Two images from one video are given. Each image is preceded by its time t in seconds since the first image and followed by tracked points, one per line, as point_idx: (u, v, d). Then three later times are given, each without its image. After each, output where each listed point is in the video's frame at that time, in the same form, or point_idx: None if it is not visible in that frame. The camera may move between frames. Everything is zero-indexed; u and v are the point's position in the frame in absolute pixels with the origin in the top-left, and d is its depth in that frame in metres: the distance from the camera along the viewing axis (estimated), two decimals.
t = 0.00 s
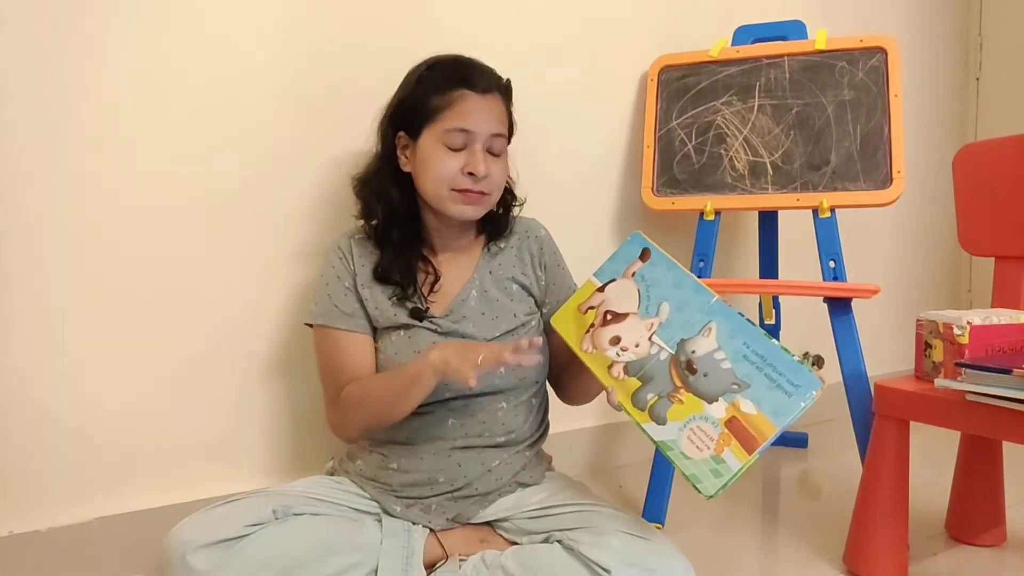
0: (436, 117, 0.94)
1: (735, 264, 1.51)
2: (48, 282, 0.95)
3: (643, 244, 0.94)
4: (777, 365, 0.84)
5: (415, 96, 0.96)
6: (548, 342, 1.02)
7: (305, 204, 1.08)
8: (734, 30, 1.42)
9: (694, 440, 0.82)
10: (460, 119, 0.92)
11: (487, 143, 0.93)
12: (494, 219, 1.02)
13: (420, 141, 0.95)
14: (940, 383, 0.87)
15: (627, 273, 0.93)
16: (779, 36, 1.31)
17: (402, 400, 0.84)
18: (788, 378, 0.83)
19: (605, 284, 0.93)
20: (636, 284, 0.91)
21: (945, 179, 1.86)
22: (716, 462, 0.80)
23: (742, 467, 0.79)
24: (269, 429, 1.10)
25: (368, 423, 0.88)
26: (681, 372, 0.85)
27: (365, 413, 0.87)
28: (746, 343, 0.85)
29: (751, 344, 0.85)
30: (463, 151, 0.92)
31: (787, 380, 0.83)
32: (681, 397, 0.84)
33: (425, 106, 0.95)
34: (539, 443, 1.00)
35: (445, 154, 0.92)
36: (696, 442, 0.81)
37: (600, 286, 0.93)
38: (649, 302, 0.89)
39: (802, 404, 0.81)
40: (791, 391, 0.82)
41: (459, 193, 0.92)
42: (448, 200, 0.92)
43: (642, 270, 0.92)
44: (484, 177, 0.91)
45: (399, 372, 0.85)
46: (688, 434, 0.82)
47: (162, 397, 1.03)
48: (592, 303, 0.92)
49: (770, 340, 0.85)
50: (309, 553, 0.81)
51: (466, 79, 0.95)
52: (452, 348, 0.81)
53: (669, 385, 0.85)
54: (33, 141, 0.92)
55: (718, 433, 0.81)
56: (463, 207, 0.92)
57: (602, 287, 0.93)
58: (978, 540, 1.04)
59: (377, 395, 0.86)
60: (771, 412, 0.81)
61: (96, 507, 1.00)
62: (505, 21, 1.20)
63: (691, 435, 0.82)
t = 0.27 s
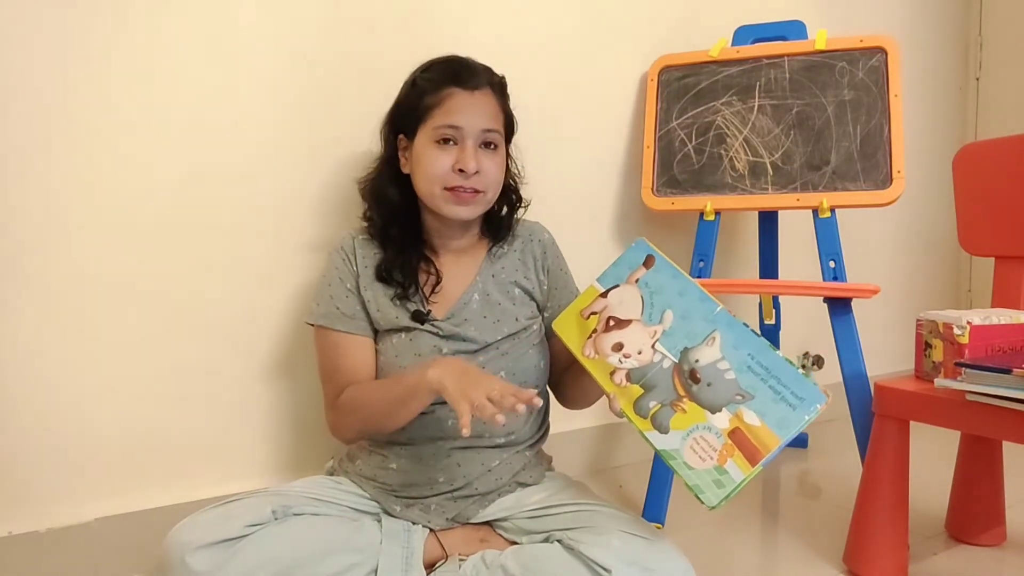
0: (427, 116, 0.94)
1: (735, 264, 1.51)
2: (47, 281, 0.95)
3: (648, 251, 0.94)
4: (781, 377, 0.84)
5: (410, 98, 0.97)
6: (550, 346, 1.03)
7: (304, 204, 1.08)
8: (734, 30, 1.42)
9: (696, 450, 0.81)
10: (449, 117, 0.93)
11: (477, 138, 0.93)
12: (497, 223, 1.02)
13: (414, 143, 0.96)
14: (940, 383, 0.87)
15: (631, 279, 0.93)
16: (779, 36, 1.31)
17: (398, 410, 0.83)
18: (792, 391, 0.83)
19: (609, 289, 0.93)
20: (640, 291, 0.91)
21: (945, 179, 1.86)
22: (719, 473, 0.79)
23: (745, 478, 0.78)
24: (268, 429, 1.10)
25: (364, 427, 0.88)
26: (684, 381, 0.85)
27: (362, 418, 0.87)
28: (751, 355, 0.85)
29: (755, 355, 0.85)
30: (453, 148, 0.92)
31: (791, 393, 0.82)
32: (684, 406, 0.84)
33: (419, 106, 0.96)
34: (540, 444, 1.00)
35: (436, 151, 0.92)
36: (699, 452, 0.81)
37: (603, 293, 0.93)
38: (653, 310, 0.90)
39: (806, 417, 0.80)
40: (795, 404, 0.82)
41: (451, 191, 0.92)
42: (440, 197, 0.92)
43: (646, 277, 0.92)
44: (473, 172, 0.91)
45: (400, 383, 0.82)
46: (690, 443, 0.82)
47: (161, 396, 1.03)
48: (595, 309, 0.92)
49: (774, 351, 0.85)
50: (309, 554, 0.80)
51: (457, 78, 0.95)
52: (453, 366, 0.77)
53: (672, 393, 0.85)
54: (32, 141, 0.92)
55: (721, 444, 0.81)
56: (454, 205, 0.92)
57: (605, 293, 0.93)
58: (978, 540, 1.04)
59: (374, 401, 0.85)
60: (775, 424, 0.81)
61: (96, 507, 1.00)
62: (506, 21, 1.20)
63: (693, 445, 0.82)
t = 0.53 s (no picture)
0: (422, 117, 0.95)
1: (735, 264, 1.51)
2: (47, 282, 0.95)
3: (645, 250, 0.94)
4: (784, 371, 0.83)
5: (407, 98, 0.97)
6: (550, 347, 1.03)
7: (305, 204, 1.09)
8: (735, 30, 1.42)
9: (700, 446, 0.82)
10: (443, 116, 0.93)
11: (471, 137, 0.92)
12: (497, 223, 1.02)
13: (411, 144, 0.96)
14: (940, 383, 0.87)
15: (629, 278, 0.93)
16: (779, 36, 1.31)
17: (397, 412, 0.83)
18: (795, 385, 0.83)
19: (608, 289, 0.93)
20: (639, 289, 0.91)
21: (945, 179, 1.86)
22: (724, 469, 0.80)
23: (750, 473, 0.79)
24: (269, 429, 1.10)
25: (363, 429, 0.88)
26: (686, 378, 0.85)
27: (361, 420, 0.88)
28: (752, 350, 0.85)
29: (757, 350, 0.85)
30: (447, 148, 0.92)
31: (794, 387, 0.82)
32: (686, 403, 0.84)
33: (415, 107, 0.96)
34: (540, 445, 1.00)
35: (429, 152, 0.92)
36: (703, 448, 0.82)
37: (603, 291, 0.92)
38: (653, 308, 0.90)
39: (810, 410, 0.81)
40: (798, 397, 0.82)
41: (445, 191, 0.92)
42: (436, 199, 0.92)
43: (645, 276, 0.92)
44: (466, 172, 0.90)
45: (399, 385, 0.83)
46: (694, 440, 0.82)
47: (162, 397, 1.03)
48: (595, 308, 0.92)
49: (775, 346, 0.85)
50: (309, 553, 0.80)
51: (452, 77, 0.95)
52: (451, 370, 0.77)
53: (674, 391, 0.85)
54: (33, 141, 0.92)
55: (724, 439, 0.82)
56: (449, 205, 0.92)
57: (604, 292, 0.92)
58: (978, 540, 1.04)
59: (372, 404, 0.86)
60: (779, 419, 0.81)
61: (96, 507, 1.00)
62: (506, 21, 1.20)
63: (697, 441, 0.82)
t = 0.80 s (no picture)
0: (419, 117, 0.95)
1: (735, 264, 1.51)
2: (47, 281, 0.95)
3: (647, 252, 0.95)
4: (783, 376, 0.84)
5: (405, 99, 0.97)
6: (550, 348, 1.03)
7: (305, 204, 1.08)
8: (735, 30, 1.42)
9: (698, 451, 0.81)
10: (440, 116, 0.93)
11: (469, 136, 0.92)
12: (498, 223, 1.02)
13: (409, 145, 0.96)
14: (940, 382, 0.87)
15: (631, 281, 0.93)
16: (779, 36, 1.31)
17: (398, 414, 0.83)
18: (794, 391, 0.83)
19: (608, 291, 0.93)
20: (640, 291, 0.92)
21: (945, 179, 1.87)
22: (722, 474, 0.79)
23: (749, 478, 0.78)
24: (269, 429, 1.10)
25: (363, 431, 0.88)
26: (686, 382, 0.85)
27: (363, 422, 0.87)
28: (752, 354, 0.85)
29: (756, 355, 0.85)
30: (446, 147, 0.92)
31: (793, 393, 0.82)
32: (685, 406, 0.84)
33: (412, 107, 0.96)
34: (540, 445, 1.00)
35: (427, 151, 0.92)
36: (701, 453, 0.81)
37: (603, 293, 0.93)
38: (653, 311, 0.90)
39: (809, 417, 0.80)
40: (797, 404, 0.82)
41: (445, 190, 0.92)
42: (435, 197, 0.92)
43: (646, 278, 0.92)
44: (465, 170, 0.90)
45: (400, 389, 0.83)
46: (692, 444, 0.82)
47: (161, 396, 1.03)
48: (595, 309, 0.92)
49: (775, 351, 0.85)
50: (309, 553, 0.80)
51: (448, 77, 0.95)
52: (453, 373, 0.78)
53: (673, 394, 0.85)
54: (33, 141, 0.92)
55: (723, 444, 0.81)
56: (450, 204, 0.92)
57: (605, 294, 0.93)
58: (978, 540, 1.04)
59: (373, 407, 0.86)
60: (778, 424, 0.81)
61: (96, 507, 1.00)
62: (506, 21, 1.20)
63: (695, 446, 0.82)
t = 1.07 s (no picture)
0: (419, 116, 0.95)
1: (735, 264, 1.51)
2: (47, 282, 0.95)
3: (651, 252, 0.95)
4: (787, 379, 0.84)
5: (404, 99, 0.97)
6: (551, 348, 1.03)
7: (305, 204, 1.09)
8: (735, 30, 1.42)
9: (701, 452, 0.81)
10: (439, 115, 0.93)
11: (469, 135, 0.92)
12: (497, 222, 1.03)
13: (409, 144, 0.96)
14: (940, 382, 0.87)
15: (634, 281, 0.93)
16: (779, 36, 1.31)
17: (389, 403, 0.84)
18: (798, 394, 0.83)
19: (612, 291, 0.93)
20: (643, 292, 0.92)
21: (945, 179, 1.87)
22: (724, 476, 0.79)
23: (751, 481, 0.78)
24: (269, 429, 1.10)
25: (359, 426, 0.89)
26: (689, 383, 0.85)
27: (358, 419, 0.88)
28: (756, 356, 0.85)
29: (760, 357, 0.85)
30: (446, 146, 0.92)
31: (796, 396, 0.83)
32: (688, 407, 0.84)
33: (410, 107, 0.96)
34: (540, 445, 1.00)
35: (428, 150, 0.92)
36: (703, 454, 0.81)
37: (606, 293, 0.93)
38: (656, 311, 0.90)
39: (812, 419, 0.81)
40: (801, 406, 0.82)
41: (447, 189, 0.92)
42: (437, 196, 0.92)
43: (650, 278, 0.92)
44: (467, 169, 0.90)
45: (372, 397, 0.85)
46: (695, 445, 0.82)
47: (161, 397, 1.03)
48: (598, 309, 0.92)
49: (779, 353, 0.85)
50: (309, 553, 0.81)
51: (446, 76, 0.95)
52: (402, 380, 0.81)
53: (676, 395, 0.84)
54: (33, 141, 0.92)
55: (726, 446, 0.81)
56: (451, 203, 0.92)
57: (607, 294, 0.93)
58: (978, 540, 1.04)
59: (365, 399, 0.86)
60: (781, 427, 0.81)
61: (96, 507, 1.00)
62: (506, 21, 1.20)
63: (698, 447, 0.82)
